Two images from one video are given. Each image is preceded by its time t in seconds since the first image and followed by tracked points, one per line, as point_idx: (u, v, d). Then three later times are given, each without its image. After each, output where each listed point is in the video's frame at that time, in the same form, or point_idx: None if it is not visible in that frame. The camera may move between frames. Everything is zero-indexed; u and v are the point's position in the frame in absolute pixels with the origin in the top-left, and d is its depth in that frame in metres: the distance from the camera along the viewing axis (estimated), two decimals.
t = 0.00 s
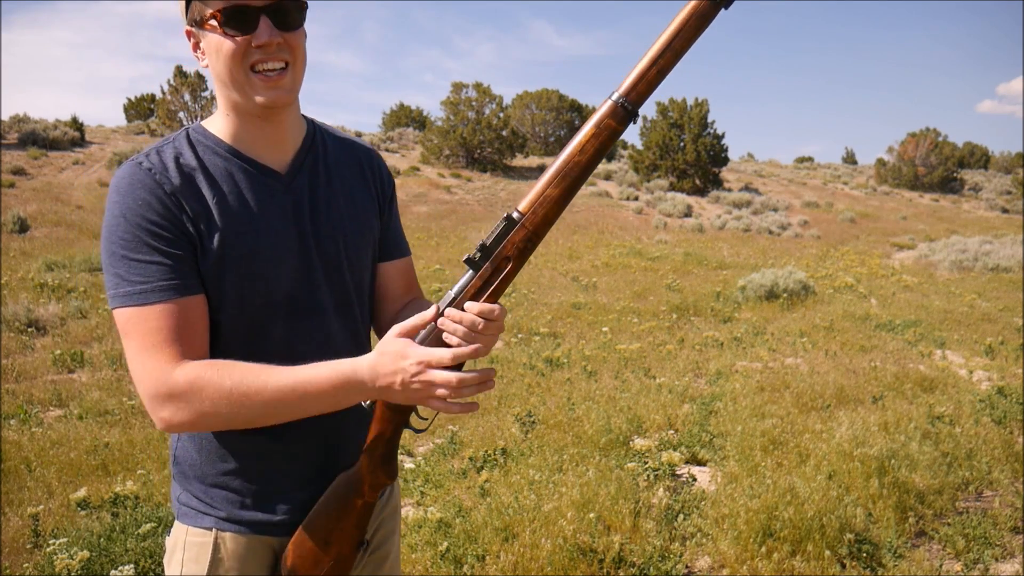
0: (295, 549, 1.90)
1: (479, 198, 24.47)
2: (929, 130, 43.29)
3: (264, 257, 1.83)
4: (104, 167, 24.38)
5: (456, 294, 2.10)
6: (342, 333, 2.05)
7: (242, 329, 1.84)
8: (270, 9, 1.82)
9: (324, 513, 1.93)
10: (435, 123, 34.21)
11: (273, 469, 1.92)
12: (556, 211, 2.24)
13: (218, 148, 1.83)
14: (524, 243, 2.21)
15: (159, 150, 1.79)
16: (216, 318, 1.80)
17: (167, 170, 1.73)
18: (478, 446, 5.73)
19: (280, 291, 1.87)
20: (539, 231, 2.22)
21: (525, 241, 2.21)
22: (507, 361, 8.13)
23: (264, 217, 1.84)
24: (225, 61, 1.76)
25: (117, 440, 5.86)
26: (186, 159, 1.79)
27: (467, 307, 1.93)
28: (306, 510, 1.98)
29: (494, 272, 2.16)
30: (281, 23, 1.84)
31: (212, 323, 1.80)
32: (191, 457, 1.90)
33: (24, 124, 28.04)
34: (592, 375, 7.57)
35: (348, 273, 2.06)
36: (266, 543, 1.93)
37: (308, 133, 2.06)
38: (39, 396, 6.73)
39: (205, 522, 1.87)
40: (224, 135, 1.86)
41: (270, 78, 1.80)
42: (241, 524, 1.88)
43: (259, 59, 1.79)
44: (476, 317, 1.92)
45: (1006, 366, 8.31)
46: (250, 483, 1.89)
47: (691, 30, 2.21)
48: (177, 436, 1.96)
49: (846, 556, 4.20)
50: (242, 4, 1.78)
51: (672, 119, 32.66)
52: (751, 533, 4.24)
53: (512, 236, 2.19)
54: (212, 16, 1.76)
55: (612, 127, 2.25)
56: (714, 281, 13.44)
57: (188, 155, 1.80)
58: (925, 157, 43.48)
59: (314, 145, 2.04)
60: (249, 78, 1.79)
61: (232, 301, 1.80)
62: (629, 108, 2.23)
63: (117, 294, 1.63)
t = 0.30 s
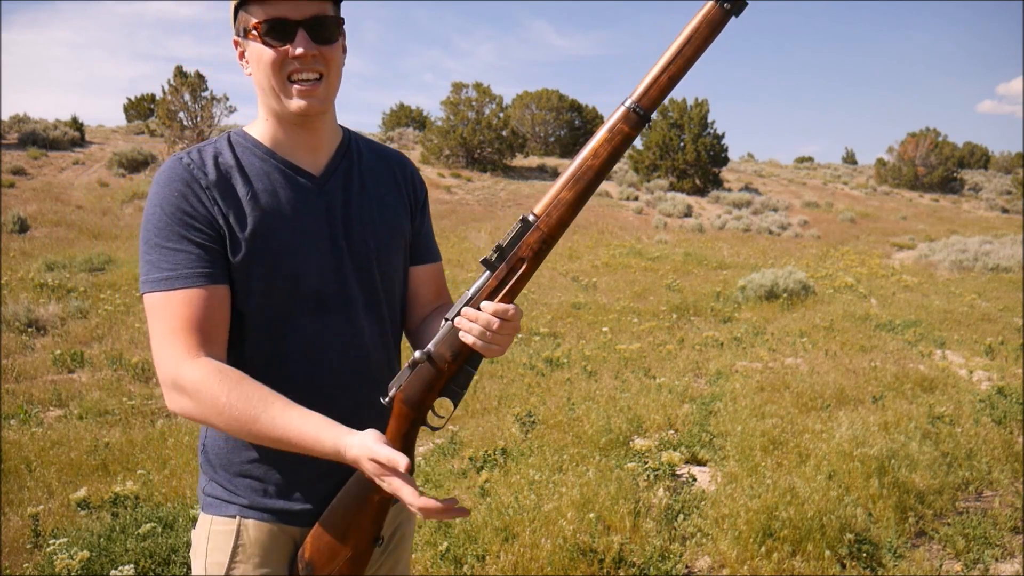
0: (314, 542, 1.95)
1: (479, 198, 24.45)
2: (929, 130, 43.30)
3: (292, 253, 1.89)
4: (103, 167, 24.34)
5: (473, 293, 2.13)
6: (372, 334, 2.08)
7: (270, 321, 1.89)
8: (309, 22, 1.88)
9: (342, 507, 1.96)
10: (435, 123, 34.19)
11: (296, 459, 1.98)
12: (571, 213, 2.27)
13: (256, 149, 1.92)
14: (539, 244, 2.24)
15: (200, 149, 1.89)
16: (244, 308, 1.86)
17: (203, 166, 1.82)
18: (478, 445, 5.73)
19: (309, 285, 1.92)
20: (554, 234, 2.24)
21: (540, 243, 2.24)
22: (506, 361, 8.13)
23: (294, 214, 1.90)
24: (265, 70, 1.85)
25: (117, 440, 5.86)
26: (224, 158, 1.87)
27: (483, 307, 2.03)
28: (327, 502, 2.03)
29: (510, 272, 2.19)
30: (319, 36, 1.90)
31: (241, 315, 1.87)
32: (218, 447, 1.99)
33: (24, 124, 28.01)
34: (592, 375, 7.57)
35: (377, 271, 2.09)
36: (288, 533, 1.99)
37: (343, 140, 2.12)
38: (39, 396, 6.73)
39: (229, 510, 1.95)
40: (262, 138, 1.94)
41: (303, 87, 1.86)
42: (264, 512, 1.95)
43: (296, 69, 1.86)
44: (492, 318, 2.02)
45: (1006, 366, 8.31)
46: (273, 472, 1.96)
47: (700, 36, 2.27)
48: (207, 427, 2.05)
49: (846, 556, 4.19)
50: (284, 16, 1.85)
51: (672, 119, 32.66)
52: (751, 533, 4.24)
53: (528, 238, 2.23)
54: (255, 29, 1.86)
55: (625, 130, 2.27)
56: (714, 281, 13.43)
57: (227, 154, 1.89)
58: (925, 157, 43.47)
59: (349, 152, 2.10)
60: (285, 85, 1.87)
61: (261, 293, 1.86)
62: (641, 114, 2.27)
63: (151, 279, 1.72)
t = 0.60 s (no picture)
0: (321, 537, 1.97)
1: (479, 198, 24.45)
2: (929, 130, 43.31)
3: (301, 254, 1.91)
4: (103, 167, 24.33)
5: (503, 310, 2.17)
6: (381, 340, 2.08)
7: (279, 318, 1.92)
8: (329, 34, 1.90)
9: (350, 504, 1.99)
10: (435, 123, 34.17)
11: (302, 453, 1.98)
12: (603, 240, 2.38)
13: (272, 153, 1.95)
14: (571, 267, 2.33)
15: (219, 151, 1.93)
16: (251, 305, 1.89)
17: (220, 165, 1.86)
18: (477, 445, 5.73)
19: (319, 286, 1.94)
20: (586, 257, 2.35)
21: (571, 266, 2.33)
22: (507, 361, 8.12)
23: (306, 217, 1.92)
24: (285, 78, 1.89)
25: (117, 440, 5.85)
26: (241, 160, 1.91)
27: (511, 325, 2.10)
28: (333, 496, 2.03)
29: (539, 293, 2.24)
30: (338, 48, 1.92)
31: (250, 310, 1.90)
32: (229, 440, 2.02)
33: (24, 124, 28.00)
34: (592, 375, 7.57)
35: (390, 275, 2.09)
36: (293, 526, 1.99)
37: (361, 147, 2.13)
38: (39, 396, 6.74)
39: (236, 501, 1.96)
40: (281, 145, 1.98)
41: (318, 95, 1.88)
42: (269, 504, 1.95)
43: (312, 78, 1.87)
44: (519, 336, 2.08)
45: (1006, 366, 8.31)
46: (279, 465, 1.96)
47: (738, 86, 2.47)
48: (220, 420, 2.09)
49: (846, 556, 4.19)
50: (306, 27, 1.88)
51: (672, 119, 32.66)
52: (751, 533, 4.24)
53: (560, 261, 2.31)
54: (276, 37, 1.89)
55: (662, 168, 2.47)
56: (714, 281, 13.43)
57: (244, 156, 1.93)
58: (925, 156, 43.48)
59: (366, 159, 2.11)
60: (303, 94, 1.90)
61: (270, 289, 1.88)
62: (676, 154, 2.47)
63: (162, 271, 1.75)
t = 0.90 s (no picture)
0: (326, 537, 1.97)
1: (479, 198, 24.45)
2: (929, 130, 43.32)
3: (310, 254, 1.91)
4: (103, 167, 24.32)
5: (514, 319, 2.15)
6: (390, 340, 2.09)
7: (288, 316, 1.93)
8: (350, 40, 1.90)
9: (355, 505, 1.99)
10: (435, 122, 34.13)
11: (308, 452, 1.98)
12: (614, 255, 2.34)
13: (286, 154, 1.96)
14: (581, 280, 2.29)
15: (234, 150, 1.94)
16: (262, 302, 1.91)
17: (234, 165, 1.87)
18: (477, 445, 5.74)
19: (328, 285, 1.95)
20: (598, 271, 2.31)
21: (582, 278, 2.30)
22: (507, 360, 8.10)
23: (317, 217, 1.92)
24: (306, 80, 1.87)
25: (117, 439, 5.85)
26: (255, 160, 1.91)
27: (521, 334, 2.06)
28: (340, 496, 2.04)
29: (549, 304, 2.22)
30: (359, 53, 1.92)
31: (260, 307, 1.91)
32: (236, 437, 2.03)
33: (24, 125, 27.99)
34: (592, 375, 7.57)
35: (400, 275, 2.08)
36: (300, 523, 2.00)
37: (371, 149, 2.13)
38: (39, 396, 6.73)
39: (243, 497, 1.98)
40: (295, 146, 1.98)
41: (338, 99, 1.87)
42: (276, 501, 1.96)
43: (333, 84, 1.87)
44: (528, 346, 2.05)
45: (1006, 366, 8.31)
46: (286, 464, 1.97)
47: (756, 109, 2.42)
48: (229, 417, 2.10)
49: (846, 556, 4.19)
50: (328, 32, 1.87)
51: (673, 119, 32.68)
52: (751, 533, 4.24)
53: (572, 274, 2.28)
54: (298, 40, 1.87)
55: (677, 186, 2.40)
56: (714, 281, 13.43)
57: (257, 156, 1.93)
58: (925, 157, 43.49)
59: (377, 161, 2.11)
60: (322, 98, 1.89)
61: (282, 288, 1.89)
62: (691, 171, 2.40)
63: (173, 269, 1.77)
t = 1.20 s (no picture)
0: (335, 536, 1.97)
1: (479, 198, 24.44)
2: (929, 129, 43.32)
3: (304, 261, 1.89)
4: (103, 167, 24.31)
5: (532, 319, 2.16)
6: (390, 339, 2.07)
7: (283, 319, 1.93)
8: (385, 66, 1.91)
9: (366, 503, 1.99)
10: (435, 122, 34.11)
11: (316, 450, 1.98)
12: (633, 259, 2.35)
13: (287, 158, 1.95)
14: (600, 285, 2.30)
15: (235, 156, 1.95)
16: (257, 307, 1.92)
17: (230, 172, 1.87)
18: (477, 445, 5.74)
19: (326, 288, 1.93)
20: (616, 276, 2.31)
21: (601, 283, 2.30)
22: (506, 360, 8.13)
23: (313, 222, 1.91)
24: (337, 97, 1.84)
25: (117, 439, 5.85)
26: (253, 165, 1.92)
27: (539, 336, 2.07)
28: (348, 494, 2.04)
29: (568, 308, 2.23)
30: (388, 79, 1.94)
31: (255, 310, 1.93)
32: (243, 437, 2.03)
33: (24, 125, 27.98)
34: (592, 375, 7.57)
35: (400, 277, 2.07)
36: (308, 521, 1.99)
37: (373, 151, 2.13)
38: (39, 396, 6.74)
39: (251, 495, 1.97)
40: (300, 150, 1.97)
41: (363, 123, 1.90)
42: (284, 499, 1.95)
43: (361, 106, 1.87)
44: (546, 348, 2.06)
45: (1006, 367, 8.31)
46: (295, 460, 1.97)
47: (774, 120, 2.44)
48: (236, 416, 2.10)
49: (846, 556, 4.19)
50: (369, 54, 1.86)
51: (672, 119, 32.67)
52: (751, 533, 4.24)
53: (591, 277, 2.29)
54: (341, 58, 1.82)
55: (695, 194, 2.43)
56: (714, 281, 13.43)
57: (256, 161, 1.94)
58: (925, 156, 43.47)
59: (378, 163, 2.11)
60: (348, 116, 1.88)
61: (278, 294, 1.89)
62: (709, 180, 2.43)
63: (167, 276, 1.80)
